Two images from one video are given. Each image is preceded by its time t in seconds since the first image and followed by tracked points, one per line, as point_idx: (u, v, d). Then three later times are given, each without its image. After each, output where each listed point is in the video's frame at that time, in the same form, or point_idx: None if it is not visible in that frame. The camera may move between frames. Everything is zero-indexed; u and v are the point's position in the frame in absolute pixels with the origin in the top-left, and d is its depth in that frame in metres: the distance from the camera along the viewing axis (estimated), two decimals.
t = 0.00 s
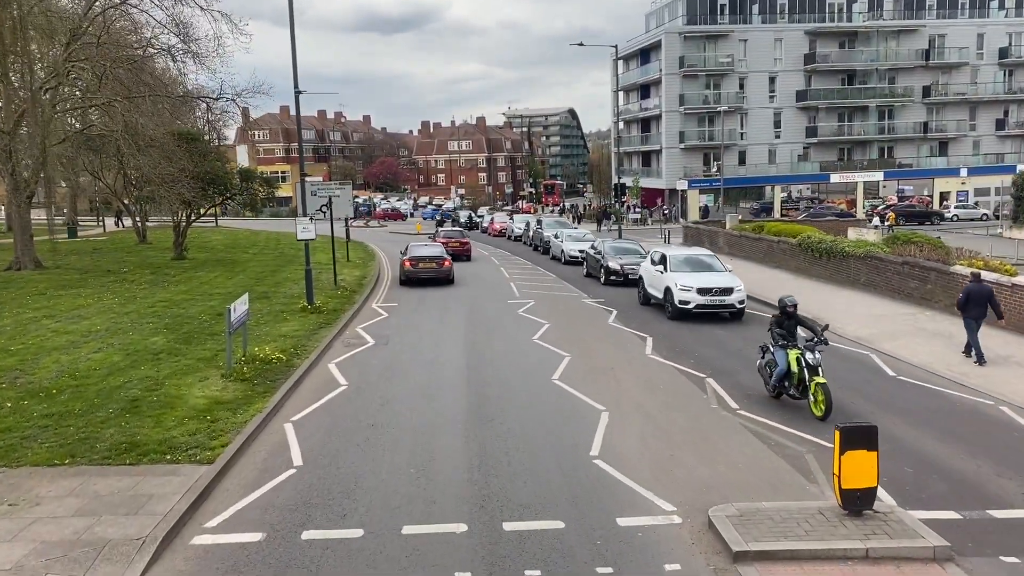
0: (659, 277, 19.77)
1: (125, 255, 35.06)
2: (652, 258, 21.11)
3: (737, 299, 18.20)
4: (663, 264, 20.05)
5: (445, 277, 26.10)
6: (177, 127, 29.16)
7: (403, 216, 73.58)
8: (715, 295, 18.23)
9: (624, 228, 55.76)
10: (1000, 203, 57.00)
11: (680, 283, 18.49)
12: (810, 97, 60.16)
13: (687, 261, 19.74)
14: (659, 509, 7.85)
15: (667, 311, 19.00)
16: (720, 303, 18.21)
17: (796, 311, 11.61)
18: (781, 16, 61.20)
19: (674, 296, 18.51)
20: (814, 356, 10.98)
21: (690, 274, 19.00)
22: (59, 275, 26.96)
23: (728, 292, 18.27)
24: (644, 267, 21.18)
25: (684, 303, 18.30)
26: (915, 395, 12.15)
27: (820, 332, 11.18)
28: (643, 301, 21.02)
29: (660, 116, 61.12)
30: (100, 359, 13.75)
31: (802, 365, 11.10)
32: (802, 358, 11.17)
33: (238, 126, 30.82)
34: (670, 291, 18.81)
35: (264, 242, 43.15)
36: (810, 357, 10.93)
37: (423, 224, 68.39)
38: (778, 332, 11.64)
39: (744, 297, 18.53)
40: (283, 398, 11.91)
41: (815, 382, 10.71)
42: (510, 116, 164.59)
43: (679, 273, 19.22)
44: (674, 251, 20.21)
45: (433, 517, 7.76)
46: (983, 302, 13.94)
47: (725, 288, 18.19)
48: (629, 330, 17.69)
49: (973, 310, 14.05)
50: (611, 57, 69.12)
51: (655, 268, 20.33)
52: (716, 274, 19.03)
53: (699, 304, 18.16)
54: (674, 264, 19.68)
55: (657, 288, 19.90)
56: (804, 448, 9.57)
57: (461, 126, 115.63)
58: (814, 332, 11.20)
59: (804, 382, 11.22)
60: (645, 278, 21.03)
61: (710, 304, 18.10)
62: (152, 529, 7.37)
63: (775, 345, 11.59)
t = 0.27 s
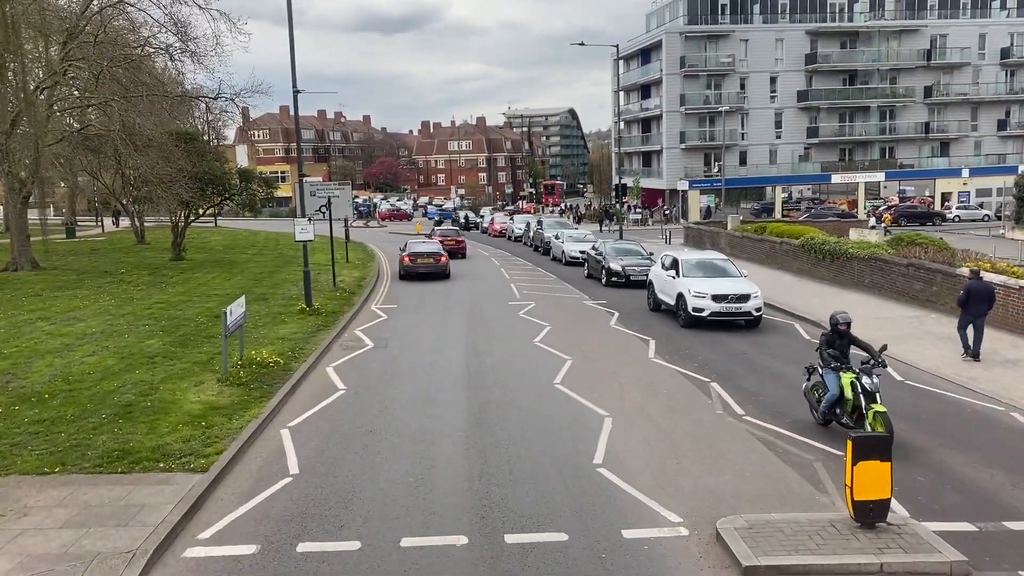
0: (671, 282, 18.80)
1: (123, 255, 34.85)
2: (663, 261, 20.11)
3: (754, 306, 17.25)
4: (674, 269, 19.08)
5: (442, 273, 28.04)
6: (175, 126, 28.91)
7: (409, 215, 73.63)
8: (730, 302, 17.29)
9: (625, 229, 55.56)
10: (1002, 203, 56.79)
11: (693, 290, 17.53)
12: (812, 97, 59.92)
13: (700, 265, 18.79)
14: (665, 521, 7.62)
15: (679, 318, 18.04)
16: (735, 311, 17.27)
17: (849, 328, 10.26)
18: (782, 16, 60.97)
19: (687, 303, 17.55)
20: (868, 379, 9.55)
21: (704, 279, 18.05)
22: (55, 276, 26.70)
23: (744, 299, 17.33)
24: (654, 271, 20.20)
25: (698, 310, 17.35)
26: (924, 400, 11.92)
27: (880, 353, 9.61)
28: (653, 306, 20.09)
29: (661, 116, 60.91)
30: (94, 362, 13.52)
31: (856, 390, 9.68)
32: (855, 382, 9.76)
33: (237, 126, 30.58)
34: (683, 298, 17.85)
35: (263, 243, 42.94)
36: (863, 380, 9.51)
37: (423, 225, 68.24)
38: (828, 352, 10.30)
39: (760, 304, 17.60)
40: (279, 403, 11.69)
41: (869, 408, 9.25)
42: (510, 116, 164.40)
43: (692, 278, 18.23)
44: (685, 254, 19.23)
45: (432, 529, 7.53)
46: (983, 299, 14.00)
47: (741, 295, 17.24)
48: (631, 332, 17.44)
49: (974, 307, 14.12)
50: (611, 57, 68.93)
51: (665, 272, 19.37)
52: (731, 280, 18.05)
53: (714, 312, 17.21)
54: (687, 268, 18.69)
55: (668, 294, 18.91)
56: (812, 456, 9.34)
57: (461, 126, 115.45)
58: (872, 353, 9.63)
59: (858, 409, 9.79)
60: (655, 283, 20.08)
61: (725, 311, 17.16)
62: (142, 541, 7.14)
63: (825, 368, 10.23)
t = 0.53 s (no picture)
0: (683, 288, 17.94)
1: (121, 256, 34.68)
2: (674, 265, 19.24)
3: (771, 314, 16.41)
4: (686, 273, 18.23)
5: (439, 269, 29.65)
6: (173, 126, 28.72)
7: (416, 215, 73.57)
8: (746, 309, 16.46)
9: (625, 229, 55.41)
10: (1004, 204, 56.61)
11: (707, 296, 16.70)
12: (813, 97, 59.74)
13: (713, 269, 17.95)
14: (670, 530, 7.45)
15: (693, 326, 17.21)
16: (752, 318, 16.44)
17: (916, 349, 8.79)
18: (783, 16, 60.78)
19: (701, 310, 16.72)
20: (945, 412, 8.27)
21: (718, 285, 17.22)
22: (52, 277, 26.49)
23: (762, 306, 16.50)
24: (665, 275, 19.35)
25: (712, 318, 16.52)
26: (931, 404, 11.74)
27: (953, 379, 8.46)
28: (664, 312, 19.28)
29: (661, 116, 60.74)
30: (89, 365, 13.34)
31: (930, 424, 8.36)
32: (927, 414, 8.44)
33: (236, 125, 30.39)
34: (696, 304, 17.02)
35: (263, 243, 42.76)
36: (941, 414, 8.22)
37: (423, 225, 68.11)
38: (891, 374, 8.78)
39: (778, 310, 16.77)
40: (276, 407, 11.50)
41: (951, 446, 8.09)
42: (510, 116, 164.24)
43: (706, 283, 17.38)
44: (698, 258, 18.38)
45: (431, 538, 7.35)
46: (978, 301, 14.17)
47: (758, 301, 16.41)
48: (633, 334, 17.27)
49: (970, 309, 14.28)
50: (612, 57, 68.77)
51: (677, 276, 18.53)
52: (747, 286, 17.18)
53: (729, 319, 16.38)
54: (700, 273, 17.85)
55: (680, 300, 18.06)
56: (819, 462, 9.17)
57: (461, 126, 115.28)
58: (944, 379, 8.45)
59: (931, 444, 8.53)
60: (666, 288, 19.23)
61: (742, 319, 16.32)
62: (134, 550, 6.97)
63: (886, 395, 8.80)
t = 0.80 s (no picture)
0: (696, 293, 17.06)
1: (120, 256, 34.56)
2: (686, 269, 18.33)
3: (790, 321, 15.56)
4: (699, 278, 17.34)
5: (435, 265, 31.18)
6: (172, 126, 28.62)
7: (423, 215, 73.41)
8: (763, 316, 15.60)
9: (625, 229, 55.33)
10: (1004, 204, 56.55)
11: (722, 302, 15.83)
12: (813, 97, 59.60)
13: (727, 273, 17.09)
14: (674, 536, 7.32)
15: (707, 333, 16.34)
16: (769, 326, 15.59)
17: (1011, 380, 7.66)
18: (784, 16, 60.62)
19: (716, 317, 15.86)
20: None
21: (733, 290, 16.35)
22: (50, 277, 26.36)
23: (779, 313, 15.64)
24: (676, 280, 18.46)
25: (728, 325, 15.65)
26: (936, 407, 11.60)
27: None
28: (674, 318, 18.43)
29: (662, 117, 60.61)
30: (85, 367, 13.21)
31: None
32: None
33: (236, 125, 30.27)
34: (710, 310, 16.15)
35: (262, 243, 42.67)
36: None
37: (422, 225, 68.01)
38: (980, 410, 7.61)
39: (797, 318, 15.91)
40: (274, 409, 11.38)
41: None
42: (510, 116, 164.14)
43: (721, 289, 16.49)
44: (711, 262, 17.50)
45: (430, 544, 7.22)
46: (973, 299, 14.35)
47: (776, 308, 15.55)
48: (633, 336, 17.14)
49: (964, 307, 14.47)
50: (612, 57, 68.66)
51: (689, 281, 17.66)
52: (764, 292, 16.29)
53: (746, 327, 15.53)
54: (713, 278, 16.97)
55: (693, 307, 17.18)
56: (824, 466, 9.05)
57: (461, 126, 115.20)
58: None
59: None
60: (676, 292, 18.37)
61: (759, 327, 15.48)
62: (128, 558, 6.84)
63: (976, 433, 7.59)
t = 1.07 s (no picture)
0: (710, 299, 16.22)
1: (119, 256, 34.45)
2: (699, 274, 17.47)
3: (810, 329, 14.73)
4: (713, 283, 16.51)
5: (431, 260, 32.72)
6: (171, 126, 28.53)
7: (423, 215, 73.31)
8: (782, 323, 14.80)
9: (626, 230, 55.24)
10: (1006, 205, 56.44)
11: (739, 309, 14.98)
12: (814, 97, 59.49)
13: (742, 277, 16.25)
14: (677, 543, 7.20)
15: (722, 341, 15.52)
16: (788, 333, 14.77)
17: None
18: (784, 16, 60.47)
19: (731, 324, 15.04)
20: None
21: (749, 296, 15.52)
22: (48, 277, 26.23)
23: (799, 320, 14.83)
24: (689, 285, 17.61)
25: (745, 333, 14.82)
26: (941, 410, 11.47)
27: None
28: (686, 325, 17.63)
29: (662, 116, 60.48)
30: (82, 368, 13.10)
31: None
32: None
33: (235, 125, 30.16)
34: (726, 317, 15.29)
35: (261, 243, 42.56)
36: None
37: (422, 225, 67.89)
38: None
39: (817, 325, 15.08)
40: (272, 412, 11.26)
41: None
42: (510, 115, 164.05)
43: (736, 294, 15.65)
44: (726, 266, 16.66)
45: (430, 551, 7.10)
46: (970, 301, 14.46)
47: (795, 315, 14.74)
48: (635, 337, 17.03)
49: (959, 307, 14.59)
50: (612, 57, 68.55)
51: (702, 286, 16.83)
52: (783, 298, 15.44)
53: (763, 335, 14.71)
54: (728, 283, 16.12)
55: (707, 313, 16.32)
56: (829, 471, 8.94)
57: (461, 126, 115.08)
58: None
59: None
60: (688, 297, 17.52)
61: (777, 335, 14.66)
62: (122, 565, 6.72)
63: None
